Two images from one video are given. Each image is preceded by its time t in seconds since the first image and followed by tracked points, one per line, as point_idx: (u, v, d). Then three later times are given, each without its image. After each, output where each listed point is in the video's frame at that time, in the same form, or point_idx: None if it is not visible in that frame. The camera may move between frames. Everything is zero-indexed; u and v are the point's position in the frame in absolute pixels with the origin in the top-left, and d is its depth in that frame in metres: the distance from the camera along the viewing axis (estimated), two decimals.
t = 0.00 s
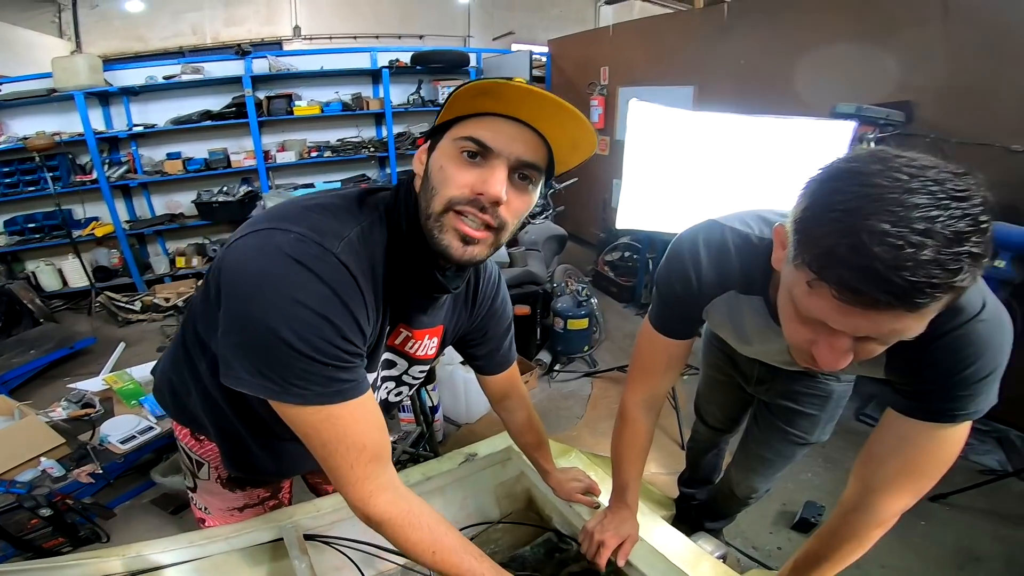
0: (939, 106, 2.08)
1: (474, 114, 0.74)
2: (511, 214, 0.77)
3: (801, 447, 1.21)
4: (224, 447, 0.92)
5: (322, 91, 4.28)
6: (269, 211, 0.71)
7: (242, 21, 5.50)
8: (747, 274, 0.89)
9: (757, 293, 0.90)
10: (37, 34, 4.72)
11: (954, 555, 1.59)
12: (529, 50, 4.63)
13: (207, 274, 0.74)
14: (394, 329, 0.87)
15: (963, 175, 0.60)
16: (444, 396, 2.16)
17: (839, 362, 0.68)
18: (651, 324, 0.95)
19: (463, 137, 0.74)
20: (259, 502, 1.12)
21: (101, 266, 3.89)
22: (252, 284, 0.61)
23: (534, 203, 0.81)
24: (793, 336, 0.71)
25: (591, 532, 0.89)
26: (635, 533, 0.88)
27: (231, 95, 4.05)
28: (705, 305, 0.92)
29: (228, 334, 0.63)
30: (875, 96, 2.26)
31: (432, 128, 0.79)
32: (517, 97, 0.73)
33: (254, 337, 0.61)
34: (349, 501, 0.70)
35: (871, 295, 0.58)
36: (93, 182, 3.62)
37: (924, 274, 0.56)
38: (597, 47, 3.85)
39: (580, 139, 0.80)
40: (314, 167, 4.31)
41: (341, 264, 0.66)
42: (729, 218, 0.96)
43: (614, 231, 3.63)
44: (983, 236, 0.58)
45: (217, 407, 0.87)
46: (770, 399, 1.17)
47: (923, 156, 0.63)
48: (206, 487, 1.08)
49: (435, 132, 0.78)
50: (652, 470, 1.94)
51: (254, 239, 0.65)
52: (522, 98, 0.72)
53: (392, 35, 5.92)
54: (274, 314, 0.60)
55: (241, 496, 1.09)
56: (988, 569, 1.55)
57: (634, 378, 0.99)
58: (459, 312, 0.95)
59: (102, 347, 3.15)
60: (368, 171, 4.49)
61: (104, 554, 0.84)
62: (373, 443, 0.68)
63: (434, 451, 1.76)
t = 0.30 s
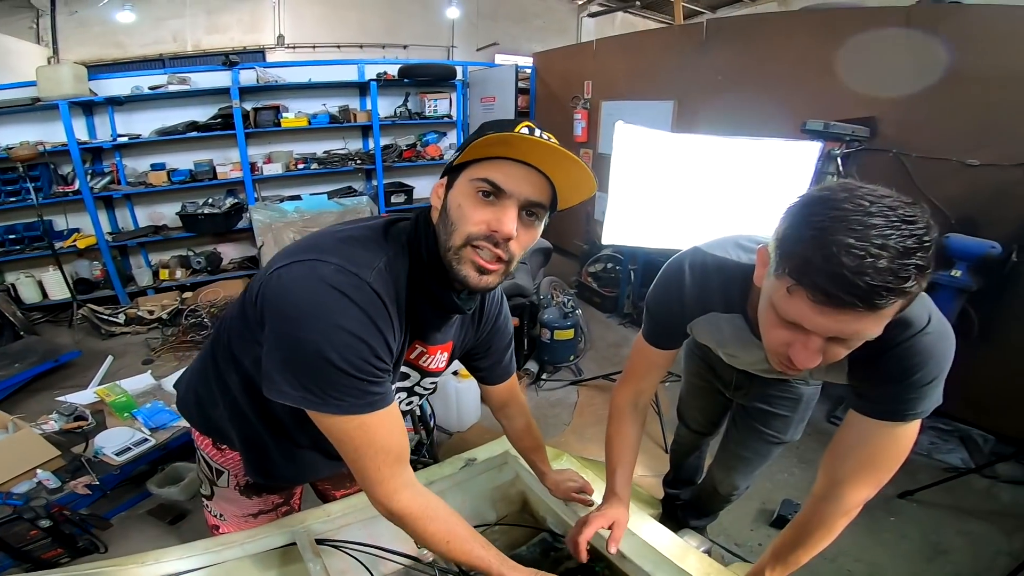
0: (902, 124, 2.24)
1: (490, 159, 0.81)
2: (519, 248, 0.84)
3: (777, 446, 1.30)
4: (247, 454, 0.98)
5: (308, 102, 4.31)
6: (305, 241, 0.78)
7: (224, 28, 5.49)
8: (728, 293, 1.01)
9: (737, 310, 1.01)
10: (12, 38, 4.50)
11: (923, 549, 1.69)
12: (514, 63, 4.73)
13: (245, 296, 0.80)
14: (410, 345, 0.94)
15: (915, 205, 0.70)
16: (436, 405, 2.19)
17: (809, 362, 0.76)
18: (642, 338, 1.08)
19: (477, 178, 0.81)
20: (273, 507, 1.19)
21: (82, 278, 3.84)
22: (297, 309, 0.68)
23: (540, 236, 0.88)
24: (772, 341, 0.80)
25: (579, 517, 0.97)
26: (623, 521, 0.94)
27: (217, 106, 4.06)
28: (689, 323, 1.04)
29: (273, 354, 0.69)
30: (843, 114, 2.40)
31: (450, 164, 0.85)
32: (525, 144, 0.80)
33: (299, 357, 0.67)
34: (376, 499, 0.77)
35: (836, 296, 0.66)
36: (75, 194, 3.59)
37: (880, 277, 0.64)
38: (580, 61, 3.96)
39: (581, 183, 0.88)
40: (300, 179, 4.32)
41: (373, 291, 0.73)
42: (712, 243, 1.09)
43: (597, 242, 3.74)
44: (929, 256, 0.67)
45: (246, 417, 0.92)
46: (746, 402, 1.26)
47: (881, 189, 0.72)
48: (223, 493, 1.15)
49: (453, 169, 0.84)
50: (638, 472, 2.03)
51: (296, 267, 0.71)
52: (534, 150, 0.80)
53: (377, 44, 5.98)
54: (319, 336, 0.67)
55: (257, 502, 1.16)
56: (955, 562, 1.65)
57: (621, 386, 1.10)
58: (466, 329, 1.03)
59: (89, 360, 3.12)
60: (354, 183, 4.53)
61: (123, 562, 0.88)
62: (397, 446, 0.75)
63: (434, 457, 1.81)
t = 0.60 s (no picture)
0: (872, 136, 2.33)
1: (475, 180, 0.83)
2: (503, 266, 0.86)
3: (756, 452, 1.34)
4: (240, 467, 0.98)
5: (291, 111, 4.28)
6: (299, 260, 0.79)
7: (205, 34, 5.44)
8: (714, 300, 1.04)
9: (723, 316, 1.04)
10: None
11: (900, 549, 1.75)
12: (498, 73, 4.78)
13: (238, 311, 0.81)
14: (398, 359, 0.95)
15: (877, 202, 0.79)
16: (422, 415, 2.20)
17: (798, 340, 0.78)
18: (632, 348, 1.11)
19: (464, 199, 0.83)
20: (264, 518, 1.19)
21: (56, 288, 3.74)
22: (292, 327, 0.69)
23: (524, 256, 0.90)
24: (760, 330, 0.82)
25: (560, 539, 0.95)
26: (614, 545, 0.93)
27: (198, 113, 4.01)
28: (678, 330, 1.07)
29: (268, 369, 0.71)
30: (817, 127, 2.49)
31: (438, 185, 0.87)
32: (511, 166, 0.82)
33: (294, 372, 0.69)
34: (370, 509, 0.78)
35: (820, 263, 0.71)
36: (50, 202, 3.51)
37: (855, 246, 0.70)
38: (563, 72, 4.02)
39: (562, 206, 0.91)
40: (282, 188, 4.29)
41: (366, 308, 0.74)
42: (698, 253, 1.12)
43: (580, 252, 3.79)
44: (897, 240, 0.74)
45: (238, 431, 0.93)
46: (728, 409, 1.30)
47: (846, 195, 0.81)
48: (213, 505, 1.15)
49: (439, 190, 0.86)
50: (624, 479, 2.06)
51: (290, 285, 0.73)
52: (519, 170, 0.83)
53: (360, 51, 5.98)
54: (314, 353, 0.68)
55: (248, 513, 1.16)
56: (931, 561, 1.71)
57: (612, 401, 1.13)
58: (453, 344, 1.05)
59: (64, 371, 3.05)
60: (337, 192, 4.51)
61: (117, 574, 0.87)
62: (391, 458, 0.76)
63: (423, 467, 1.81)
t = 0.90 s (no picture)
0: (863, 137, 2.33)
1: (453, 168, 0.83)
2: (484, 258, 0.85)
3: (749, 455, 1.33)
4: (212, 471, 0.95)
5: (280, 110, 4.24)
6: (267, 255, 0.77)
7: (196, 34, 5.39)
8: (710, 299, 1.02)
9: (718, 316, 1.02)
10: None
11: (894, 550, 1.74)
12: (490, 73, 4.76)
13: (206, 310, 0.79)
14: (374, 359, 0.93)
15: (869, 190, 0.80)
16: (411, 418, 2.15)
17: (807, 333, 0.75)
18: (626, 352, 1.06)
19: (441, 188, 0.82)
20: (244, 523, 1.16)
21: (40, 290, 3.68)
22: (255, 323, 0.67)
23: (505, 246, 0.89)
24: (764, 326, 0.79)
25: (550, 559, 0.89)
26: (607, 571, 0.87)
27: (186, 113, 3.97)
28: (676, 329, 1.04)
29: (231, 368, 0.68)
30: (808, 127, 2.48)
31: (413, 178, 0.86)
32: (490, 151, 0.82)
33: (256, 371, 0.66)
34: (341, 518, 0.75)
35: (828, 246, 0.69)
36: (35, 203, 3.45)
37: (858, 229, 0.69)
38: (555, 72, 4.00)
39: (546, 192, 0.91)
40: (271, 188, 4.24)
41: (334, 305, 0.72)
42: (691, 251, 1.10)
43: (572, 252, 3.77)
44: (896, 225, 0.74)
45: (209, 433, 0.90)
46: (720, 412, 1.28)
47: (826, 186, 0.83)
48: (190, 509, 1.12)
49: (416, 182, 0.85)
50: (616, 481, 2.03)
51: (254, 281, 0.71)
52: (499, 155, 0.82)
53: (353, 51, 5.95)
54: (277, 350, 0.66)
55: (226, 517, 1.14)
56: (924, 563, 1.70)
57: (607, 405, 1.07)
58: (433, 344, 1.02)
59: (48, 374, 2.99)
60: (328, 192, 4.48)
61: None
62: (360, 462, 0.73)
63: (408, 470, 1.79)
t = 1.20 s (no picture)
0: (861, 134, 2.30)
1: (435, 161, 0.84)
2: (469, 253, 0.85)
3: (750, 460, 1.30)
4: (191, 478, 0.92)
5: (274, 109, 4.21)
6: (238, 255, 0.75)
7: (190, 33, 5.35)
8: (711, 295, 0.99)
9: (721, 312, 0.99)
10: None
11: (895, 552, 1.72)
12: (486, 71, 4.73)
13: (175, 314, 0.77)
14: (355, 363, 0.91)
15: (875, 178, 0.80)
16: (406, 420, 2.15)
17: (841, 307, 0.70)
18: (621, 347, 1.03)
19: (423, 183, 0.83)
20: (228, 529, 1.14)
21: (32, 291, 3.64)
22: (220, 326, 0.65)
23: (490, 241, 0.90)
24: (787, 306, 0.74)
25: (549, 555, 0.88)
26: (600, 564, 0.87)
27: (178, 113, 3.93)
28: (674, 326, 1.01)
29: (197, 372, 0.66)
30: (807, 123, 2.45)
31: (393, 176, 0.87)
32: (471, 143, 0.83)
33: (222, 376, 0.65)
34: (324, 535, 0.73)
35: (861, 212, 0.67)
36: (25, 204, 3.41)
37: (885, 198, 0.68)
38: (551, 69, 3.97)
39: (532, 184, 0.92)
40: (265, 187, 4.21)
41: (305, 304, 0.70)
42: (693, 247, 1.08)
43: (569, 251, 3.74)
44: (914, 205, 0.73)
45: (185, 438, 0.87)
46: (719, 416, 1.25)
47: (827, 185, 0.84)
48: (172, 515, 1.10)
49: (397, 177, 0.86)
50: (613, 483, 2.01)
51: (222, 281, 0.69)
52: (482, 146, 0.83)
53: (349, 50, 5.91)
54: (241, 353, 0.64)
55: (210, 524, 1.11)
56: (926, 565, 1.68)
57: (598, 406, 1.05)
58: (419, 348, 1.02)
59: (39, 377, 2.96)
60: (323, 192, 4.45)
61: None
62: (335, 469, 0.71)
63: (401, 475, 1.75)
